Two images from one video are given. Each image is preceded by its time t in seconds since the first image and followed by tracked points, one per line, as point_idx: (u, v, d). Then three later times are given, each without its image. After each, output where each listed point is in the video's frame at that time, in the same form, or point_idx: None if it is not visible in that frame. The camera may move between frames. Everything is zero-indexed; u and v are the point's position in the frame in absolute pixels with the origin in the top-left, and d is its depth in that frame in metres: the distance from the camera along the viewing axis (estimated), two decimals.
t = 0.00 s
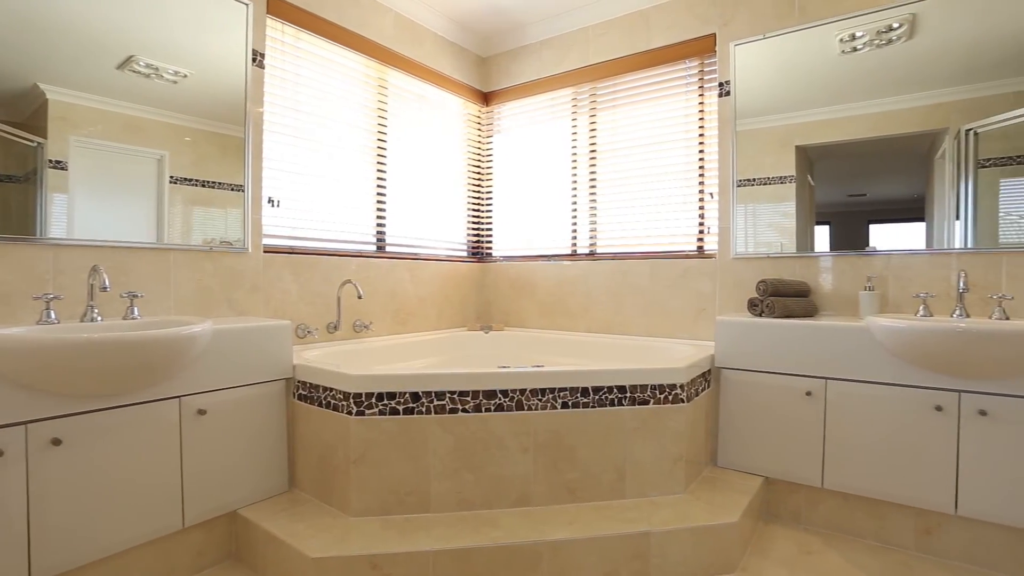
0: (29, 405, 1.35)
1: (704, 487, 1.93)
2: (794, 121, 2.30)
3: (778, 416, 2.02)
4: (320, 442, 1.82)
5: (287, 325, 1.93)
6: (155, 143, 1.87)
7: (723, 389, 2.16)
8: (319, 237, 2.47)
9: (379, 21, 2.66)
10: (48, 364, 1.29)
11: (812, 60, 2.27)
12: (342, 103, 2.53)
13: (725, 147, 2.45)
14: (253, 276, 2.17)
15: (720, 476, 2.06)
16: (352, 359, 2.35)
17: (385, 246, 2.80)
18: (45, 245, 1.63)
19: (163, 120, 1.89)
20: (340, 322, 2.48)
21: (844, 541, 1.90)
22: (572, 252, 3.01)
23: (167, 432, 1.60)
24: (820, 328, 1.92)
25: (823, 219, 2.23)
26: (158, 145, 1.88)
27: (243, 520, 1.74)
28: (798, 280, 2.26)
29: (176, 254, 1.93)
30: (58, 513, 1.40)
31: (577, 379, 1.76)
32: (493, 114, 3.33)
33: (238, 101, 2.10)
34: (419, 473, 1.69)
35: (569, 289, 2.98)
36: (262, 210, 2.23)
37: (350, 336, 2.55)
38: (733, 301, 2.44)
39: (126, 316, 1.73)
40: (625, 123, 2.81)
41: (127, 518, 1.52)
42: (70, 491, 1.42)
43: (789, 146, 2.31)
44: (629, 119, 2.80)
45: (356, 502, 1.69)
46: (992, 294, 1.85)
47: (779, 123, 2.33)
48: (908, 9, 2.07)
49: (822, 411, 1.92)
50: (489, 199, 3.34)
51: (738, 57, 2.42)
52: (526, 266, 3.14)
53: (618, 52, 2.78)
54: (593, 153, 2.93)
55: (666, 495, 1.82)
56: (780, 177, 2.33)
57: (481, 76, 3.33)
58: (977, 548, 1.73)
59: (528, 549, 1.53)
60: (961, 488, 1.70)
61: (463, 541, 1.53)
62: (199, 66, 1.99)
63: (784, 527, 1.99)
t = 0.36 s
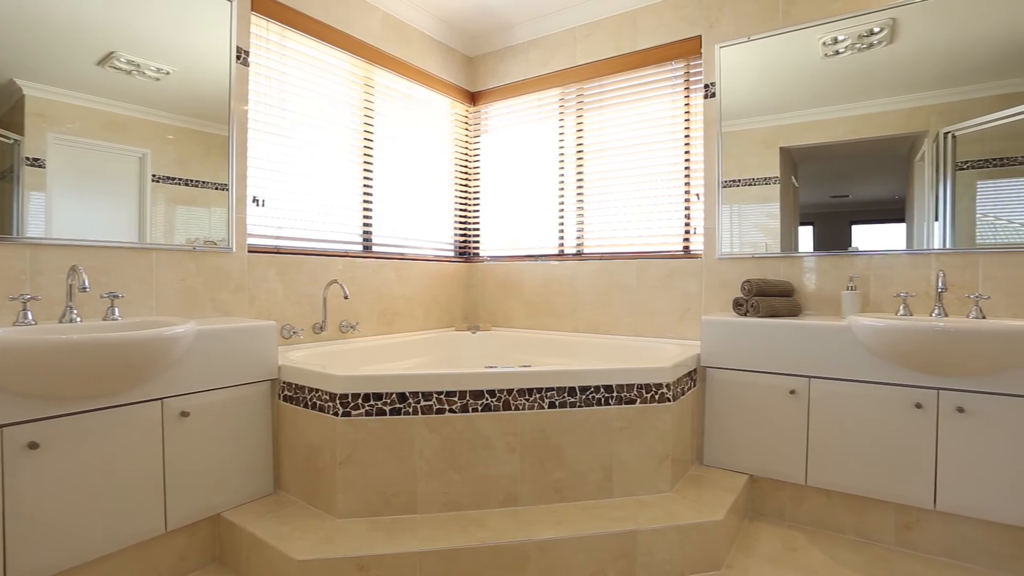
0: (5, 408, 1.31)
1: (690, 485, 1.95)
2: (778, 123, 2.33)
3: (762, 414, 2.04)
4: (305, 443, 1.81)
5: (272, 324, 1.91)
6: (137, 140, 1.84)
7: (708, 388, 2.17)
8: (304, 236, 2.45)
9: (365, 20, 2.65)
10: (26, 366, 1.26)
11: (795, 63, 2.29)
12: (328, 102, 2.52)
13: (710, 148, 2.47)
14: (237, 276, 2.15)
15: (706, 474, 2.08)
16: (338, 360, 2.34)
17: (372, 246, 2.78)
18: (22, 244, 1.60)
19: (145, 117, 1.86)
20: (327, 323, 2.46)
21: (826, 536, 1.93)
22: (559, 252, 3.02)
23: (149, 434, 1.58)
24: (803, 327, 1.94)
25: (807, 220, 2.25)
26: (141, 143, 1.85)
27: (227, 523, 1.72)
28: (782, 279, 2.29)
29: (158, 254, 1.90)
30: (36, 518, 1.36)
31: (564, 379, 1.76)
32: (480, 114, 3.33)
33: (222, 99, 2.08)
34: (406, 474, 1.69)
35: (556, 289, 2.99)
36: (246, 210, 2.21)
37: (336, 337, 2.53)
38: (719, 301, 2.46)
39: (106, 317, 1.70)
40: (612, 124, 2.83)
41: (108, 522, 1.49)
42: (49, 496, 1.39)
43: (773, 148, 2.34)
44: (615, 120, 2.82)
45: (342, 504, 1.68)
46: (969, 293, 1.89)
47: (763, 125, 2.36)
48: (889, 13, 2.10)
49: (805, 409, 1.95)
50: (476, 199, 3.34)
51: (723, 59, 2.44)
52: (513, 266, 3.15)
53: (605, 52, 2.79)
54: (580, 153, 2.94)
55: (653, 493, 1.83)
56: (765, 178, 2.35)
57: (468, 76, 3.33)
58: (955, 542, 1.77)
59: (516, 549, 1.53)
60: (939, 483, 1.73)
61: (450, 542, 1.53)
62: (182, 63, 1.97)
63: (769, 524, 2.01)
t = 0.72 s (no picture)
0: None
1: (676, 484, 1.96)
2: (762, 125, 2.35)
3: (747, 413, 2.06)
4: (291, 444, 1.79)
5: (257, 325, 1.90)
6: (118, 138, 1.81)
7: (694, 387, 2.19)
8: (290, 236, 2.42)
9: (352, 18, 2.63)
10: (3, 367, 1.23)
11: (780, 66, 2.32)
12: (314, 100, 2.49)
13: (696, 149, 2.49)
14: (221, 276, 2.12)
15: (692, 473, 2.09)
16: (324, 360, 2.32)
17: (358, 245, 2.77)
18: None
19: (126, 114, 1.83)
20: (313, 323, 2.44)
21: (810, 533, 1.95)
22: (547, 252, 3.02)
23: (131, 437, 1.55)
24: (788, 327, 1.96)
25: (791, 221, 2.28)
26: (122, 141, 1.82)
27: (211, 527, 1.70)
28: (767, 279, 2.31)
29: (140, 253, 1.87)
30: (13, 524, 1.33)
31: (551, 379, 1.76)
32: (467, 114, 3.33)
33: (205, 97, 2.05)
34: (393, 475, 1.68)
35: (544, 289, 2.99)
36: (231, 209, 2.18)
37: (322, 338, 2.51)
38: (705, 300, 2.48)
39: (85, 318, 1.67)
40: (599, 124, 2.84)
41: (88, 527, 1.46)
42: (26, 501, 1.36)
43: (758, 149, 2.36)
44: (602, 121, 2.83)
45: (328, 505, 1.67)
46: (948, 293, 1.92)
47: (748, 126, 2.38)
48: (870, 18, 2.13)
49: (789, 407, 1.97)
50: (464, 199, 3.33)
51: (709, 61, 2.46)
52: (500, 266, 3.15)
53: (593, 53, 2.80)
54: (567, 154, 2.94)
55: (640, 492, 1.84)
56: (750, 179, 2.38)
57: (456, 76, 3.32)
58: (935, 537, 1.80)
59: (503, 549, 1.53)
60: (919, 480, 1.77)
61: (438, 543, 1.52)
62: (165, 59, 1.94)
63: (754, 521, 2.03)
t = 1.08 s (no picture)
0: None
1: (664, 482, 1.97)
2: (749, 126, 2.37)
3: (734, 412, 2.08)
4: (277, 445, 1.78)
5: (242, 325, 1.88)
6: (100, 136, 1.78)
7: (682, 387, 2.20)
8: (276, 236, 2.40)
9: (339, 17, 2.61)
10: None
11: (765, 68, 2.34)
12: (301, 99, 2.47)
13: (684, 149, 2.50)
14: (207, 277, 2.10)
15: (680, 471, 2.11)
16: (311, 361, 2.30)
17: (346, 245, 2.75)
18: None
19: (109, 112, 1.80)
20: (300, 324, 2.42)
21: (795, 530, 1.98)
22: (535, 252, 3.03)
23: (113, 440, 1.53)
24: (773, 326, 1.98)
25: (777, 221, 2.30)
26: (104, 138, 1.79)
27: (196, 530, 1.67)
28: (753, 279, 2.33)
29: (123, 253, 1.85)
30: None
31: (539, 379, 1.77)
32: (455, 114, 3.32)
33: (190, 94, 2.03)
34: (381, 476, 1.67)
35: (532, 289, 2.99)
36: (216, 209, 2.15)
37: (309, 338, 2.49)
38: (692, 300, 2.50)
39: (66, 319, 1.64)
40: (587, 125, 2.85)
41: (69, 532, 1.44)
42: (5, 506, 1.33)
43: (745, 150, 2.39)
44: (590, 121, 2.84)
45: (315, 507, 1.66)
46: (929, 293, 1.96)
47: (735, 127, 2.41)
48: (854, 22, 2.16)
49: (774, 405, 1.99)
50: (452, 199, 3.33)
51: (696, 62, 2.48)
52: (488, 266, 3.14)
53: (581, 53, 2.81)
54: (555, 154, 2.95)
55: (628, 491, 1.85)
56: (736, 180, 2.40)
57: (444, 75, 3.31)
58: (917, 533, 1.83)
59: (492, 549, 1.53)
60: (902, 476, 1.79)
61: (426, 544, 1.52)
62: (148, 56, 1.91)
63: (741, 519, 2.05)
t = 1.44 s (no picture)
0: None
1: (652, 481, 1.99)
2: (737, 127, 2.39)
3: (722, 411, 2.10)
4: (264, 447, 1.76)
5: (229, 326, 1.86)
6: (83, 133, 1.75)
7: (670, 386, 2.21)
8: (263, 235, 2.38)
9: (328, 15, 2.60)
10: None
11: (753, 70, 2.36)
12: (288, 98, 2.45)
13: (672, 150, 2.52)
14: (193, 277, 2.08)
15: (669, 470, 2.12)
16: (299, 362, 2.28)
17: (334, 245, 2.73)
18: None
19: (93, 109, 1.77)
20: (287, 324, 2.40)
21: (782, 527, 2.00)
22: (524, 252, 3.03)
23: (97, 442, 1.50)
24: (761, 326, 2.00)
25: (764, 222, 2.32)
26: (88, 136, 1.76)
27: (182, 533, 1.65)
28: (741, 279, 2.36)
29: (107, 253, 1.82)
30: None
31: (528, 378, 1.77)
32: (445, 114, 3.31)
33: (176, 92, 2.00)
34: (370, 476, 1.66)
35: (522, 289, 2.99)
36: (202, 208, 2.13)
37: (297, 338, 2.47)
38: (681, 300, 2.51)
39: (48, 319, 1.61)
40: (576, 125, 2.85)
41: (51, 536, 1.41)
42: None
43: (732, 151, 2.40)
44: (580, 121, 2.84)
45: (303, 508, 1.65)
46: (913, 293, 1.99)
47: (723, 128, 2.42)
48: (840, 25, 2.19)
49: (761, 405, 2.01)
50: (442, 199, 3.32)
51: (685, 63, 2.49)
52: (478, 266, 3.14)
53: (571, 54, 2.81)
54: (545, 154, 2.95)
55: (617, 490, 1.86)
56: (724, 180, 2.42)
57: (434, 75, 3.30)
58: (900, 529, 1.86)
59: (482, 549, 1.53)
60: (886, 473, 1.82)
61: (416, 544, 1.51)
62: (133, 53, 1.89)
63: (729, 517, 2.07)
